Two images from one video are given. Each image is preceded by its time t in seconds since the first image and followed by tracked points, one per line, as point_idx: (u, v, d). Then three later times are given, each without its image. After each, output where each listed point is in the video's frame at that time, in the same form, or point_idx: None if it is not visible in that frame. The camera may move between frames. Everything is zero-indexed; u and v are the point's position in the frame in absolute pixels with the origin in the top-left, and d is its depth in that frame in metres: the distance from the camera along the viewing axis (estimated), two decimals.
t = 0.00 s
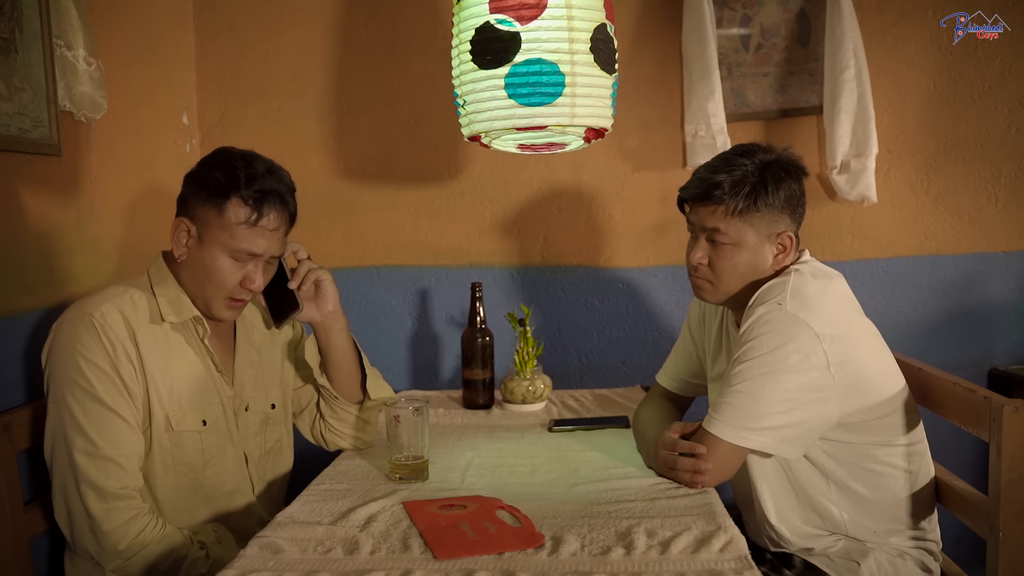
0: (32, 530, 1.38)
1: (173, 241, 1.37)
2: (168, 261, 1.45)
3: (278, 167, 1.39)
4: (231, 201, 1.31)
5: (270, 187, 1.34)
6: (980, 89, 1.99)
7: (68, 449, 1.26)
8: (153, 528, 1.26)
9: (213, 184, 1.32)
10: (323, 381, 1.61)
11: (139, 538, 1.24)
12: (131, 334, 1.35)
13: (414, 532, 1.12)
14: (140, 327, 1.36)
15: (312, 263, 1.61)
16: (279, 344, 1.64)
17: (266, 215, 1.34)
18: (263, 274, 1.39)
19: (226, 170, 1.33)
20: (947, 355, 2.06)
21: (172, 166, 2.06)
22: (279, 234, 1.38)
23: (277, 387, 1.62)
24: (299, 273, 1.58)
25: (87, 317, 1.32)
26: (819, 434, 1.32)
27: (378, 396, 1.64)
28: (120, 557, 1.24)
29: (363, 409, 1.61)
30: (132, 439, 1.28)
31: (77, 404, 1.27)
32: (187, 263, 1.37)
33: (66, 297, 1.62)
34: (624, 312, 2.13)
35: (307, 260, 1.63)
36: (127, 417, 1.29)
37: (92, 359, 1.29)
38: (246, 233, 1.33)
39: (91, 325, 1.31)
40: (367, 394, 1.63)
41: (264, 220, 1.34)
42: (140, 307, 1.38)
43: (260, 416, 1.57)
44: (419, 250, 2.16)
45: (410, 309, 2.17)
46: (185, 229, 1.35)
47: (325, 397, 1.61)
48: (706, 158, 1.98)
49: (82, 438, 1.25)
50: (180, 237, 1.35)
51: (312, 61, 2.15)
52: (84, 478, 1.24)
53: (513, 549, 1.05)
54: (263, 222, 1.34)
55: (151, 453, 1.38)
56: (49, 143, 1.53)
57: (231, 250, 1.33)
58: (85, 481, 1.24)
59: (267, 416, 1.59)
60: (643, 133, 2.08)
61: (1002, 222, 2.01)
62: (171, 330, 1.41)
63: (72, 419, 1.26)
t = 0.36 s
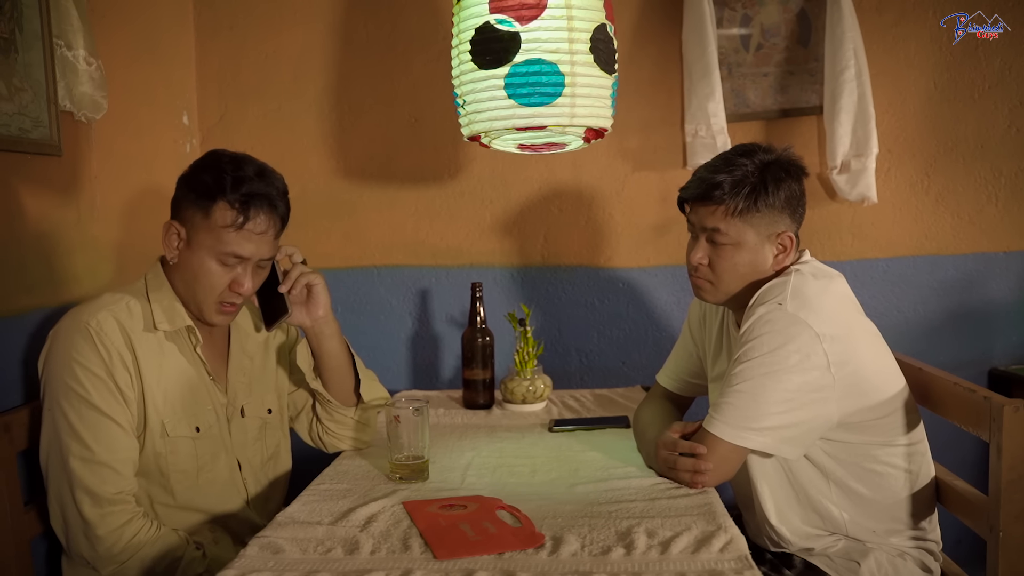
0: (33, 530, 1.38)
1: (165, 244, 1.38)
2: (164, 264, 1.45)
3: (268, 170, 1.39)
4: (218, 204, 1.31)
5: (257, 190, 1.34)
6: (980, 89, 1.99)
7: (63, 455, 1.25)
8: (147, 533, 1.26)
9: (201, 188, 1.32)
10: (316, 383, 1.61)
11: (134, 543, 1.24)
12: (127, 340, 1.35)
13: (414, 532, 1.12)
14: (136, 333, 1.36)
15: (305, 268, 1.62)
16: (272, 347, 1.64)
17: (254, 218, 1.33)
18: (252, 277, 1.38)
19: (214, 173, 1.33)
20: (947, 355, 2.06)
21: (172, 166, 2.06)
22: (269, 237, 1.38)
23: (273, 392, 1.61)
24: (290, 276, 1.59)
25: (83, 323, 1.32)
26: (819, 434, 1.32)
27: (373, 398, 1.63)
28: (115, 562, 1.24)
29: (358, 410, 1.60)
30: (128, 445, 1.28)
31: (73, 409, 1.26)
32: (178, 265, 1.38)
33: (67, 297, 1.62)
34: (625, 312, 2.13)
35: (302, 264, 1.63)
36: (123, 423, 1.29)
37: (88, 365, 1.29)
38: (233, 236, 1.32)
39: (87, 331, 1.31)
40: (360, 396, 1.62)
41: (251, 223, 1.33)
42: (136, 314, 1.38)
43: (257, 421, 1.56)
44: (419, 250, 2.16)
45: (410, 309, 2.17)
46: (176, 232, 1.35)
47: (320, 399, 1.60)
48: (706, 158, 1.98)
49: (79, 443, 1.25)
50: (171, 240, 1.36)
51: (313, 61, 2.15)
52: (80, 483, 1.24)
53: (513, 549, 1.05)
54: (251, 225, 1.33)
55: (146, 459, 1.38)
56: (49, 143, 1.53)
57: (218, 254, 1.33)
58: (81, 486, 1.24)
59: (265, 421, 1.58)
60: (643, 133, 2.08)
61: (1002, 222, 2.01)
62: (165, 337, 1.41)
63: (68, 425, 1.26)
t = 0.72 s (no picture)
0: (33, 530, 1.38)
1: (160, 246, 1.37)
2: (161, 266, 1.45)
3: (264, 173, 1.39)
4: (213, 206, 1.31)
5: (252, 192, 1.34)
6: (980, 89, 1.99)
7: (60, 459, 1.25)
8: (143, 537, 1.26)
9: (196, 190, 1.32)
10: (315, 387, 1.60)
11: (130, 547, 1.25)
12: (122, 346, 1.35)
13: (414, 532, 1.12)
14: (131, 339, 1.36)
15: (302, 270, 1.60)
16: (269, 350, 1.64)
17: (248, 220, 1.33)
18: (247, 280, 1.38)
19: (209, 175, 1.33)
20: (947, 355, 2.06)
21: (172, 166, 2.06)
22: (264, 240, 1.38)
23: (267, 398, 1.61)
24: (288, 279, 1.58)
25: (78, 328, 1.32)
26: (820, 434, 1.32)
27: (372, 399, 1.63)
28: (113, 565, 1.24)
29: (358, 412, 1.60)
30: (125, 449, 1.28)
31: (69, 414, 1.26)
32: (173, 268, 1.38)
33: (67, 297, 1.62)
34: (625, 311, 2.13)
35: (299, 266, 1.63)
36: (119, 427, 1.29)
37: (84, 370, 1.29)
38: (227, 238, 1.32)
39: (81, 337, 1.31)
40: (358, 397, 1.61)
41: (246, 225, 1.33)
42: (131, 319, 1.38)
43: (251, 425, 1.56)
44: (419, 249, 2.16)
45: (411, 309, 2.17)
46: (172, 234, 1.35)
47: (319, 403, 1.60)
48: (706, 158, 1.98)
49: (75, 447, 1.25)
50: (166, 242, 1.36)
51: (313, 61, 2.15)
52: (77, 487, 1.23)
53: (513, 549, 1.05)
54: (245, 228, 1.33)
55: (141, 463, 1.38)
56: (49, 143, 1.53)
57: (213, 256, 1.33)
58: (78, 490, 1.24)
59: (260, 425, 1.58)
60: (643, 133, 2.08)
61: (1002, 222, 2.01)
62: (161, 342, 1.41)
63: (64, 429, 1.25)
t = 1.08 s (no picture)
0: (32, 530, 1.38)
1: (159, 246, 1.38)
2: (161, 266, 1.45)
3: (264, 176, 1.39)
4: (211, 208, 1.31)
5: (250, 195, 1.33)
6: (980, 89, 1.99)
7: (59, 459, 1.25)
8: (144, 537, 1.26)
9: (195, 191, 1.32)
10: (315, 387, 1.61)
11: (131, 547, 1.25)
12: (121, 344, 1.35)
13: (415, 532, 1.12)
14: (130, 337, 1.36)
15: (300, 271, 1.61)
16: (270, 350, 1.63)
17: (246, 223, 1.33)
18: (245, 282, 1.38)
19: (208, 176, 1.33)
20: (947, 355, 2.06)
21: (173, 166, 2.06)
22: (262, 242, 1.37)
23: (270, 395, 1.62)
24: (286, 281, 1.57)
25: (77, 327, 1.32)
26: (820, 434, 1.32)
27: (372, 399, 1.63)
28: (114, 565, 1.24)
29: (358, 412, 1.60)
30: (126, 448, 1.28)
31: (69, 414, 1.26)
32: (171, 269, 1.38)
33: (67, 297, 1.62)
34: (626, 311, 2.13)
35: (297, 268, 1.63)
36: (119, 426, 1.29)
37: (83, 370, 1.29)
38: (225, 241, 1.32)
39: (81, 336, 1.31)
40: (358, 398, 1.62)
41: (243, 227, 1.33)
42: (130, 317, 1.38)
43: (254, 422, 1.56)
44: (419, 249, 2.16)
45: (411, 309, 2.17)
46: (170, 235, 1.35)
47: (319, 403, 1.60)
48: (706, 158, 1.98)
49: (75, 447, 1.25)
50: (165, 243, 1.36)
51: (313, 61, 2.15)
52: (76, 487, 1.23)
53: (514, 549, 1.05)
54: (243, 230, 1.33)
55: (143, 462, 1.37)
56: (49, 143, 1.53)
57: (210, 258, 1.33)
58: (78, 490, 1.24)
59: (262, 423, 1.58)
60: (643, 133, 2.08)
61: (1002, 222, 2.01)
62: (161, 339, 1.41)
63: (64, 429, 1.26)
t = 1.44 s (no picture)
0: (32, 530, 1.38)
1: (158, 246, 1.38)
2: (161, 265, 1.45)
3: (263, 176, 1.39)
4: (210, 208, 1.31)
5: (249, 195, 1.33)
6: (980, 89, 1.99)
7: (60, 457, 1.25)
8: (146, 535, 1.26)
9: (194, 191, 1.32)
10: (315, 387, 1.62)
11: (132, 545, 1.25)
12: (121, 341, 1.35)
13: (415, 532, 1.12)
14: (130, 334, 1.36)
15: (300, 271, 1.60)
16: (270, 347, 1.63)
17: (245, 223, 1.33)
18: (244, 282, 1.38)
19: (207, 176, 1.33)
20: (948, 355, 2.06)
21: (173, 166, 2.06)
22: (261, 242, 1.37)
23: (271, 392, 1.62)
24: (285, 280, 1.57)
25: (77, 325, 1.32)
26: (820, 434, 1.32)
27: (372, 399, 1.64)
28: (115, 564, 1.24)
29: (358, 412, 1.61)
30: (126, 446, 1.28)
31: (69, 412, 1.26)
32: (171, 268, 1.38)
33: (68, 297, 1.62)
34: (627, 312, 2.13)
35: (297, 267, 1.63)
36: (120, 424, 1.29)
37: (84, 368, 1.29)
38: (223, 240, 1.32)
39: (81, 333, 1.31)
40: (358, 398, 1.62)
41: (243, 227, 1.33)
42: (131, 315, 1.38)
43: (255, 420, 1.56)
44: (420, 249, 2.16)
45: (411, 309, 2.17)
46: (169, 234, 1.35)
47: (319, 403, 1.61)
48: (706, 158, 1.98)
49: (75, 446, 1.25)
50: (164, 242, 1.36)
51: (313, 61, 2.15)
52: (76, 485, 1.24)
53: (514, 549, 1.05)
54: (242, 230, 1.33)
55: (144, 460, 1.37)
56: (50, 143, 1.53)
57: (209, 258, 1.33)
58: (78, 489, 1.24)
59: (263, 421, 1.58)
60: (643, 133, 2.08)
61: (1003, 222, 2.01)
62: (162, 336, 1.41)
63: (65, 428, 1.26)
